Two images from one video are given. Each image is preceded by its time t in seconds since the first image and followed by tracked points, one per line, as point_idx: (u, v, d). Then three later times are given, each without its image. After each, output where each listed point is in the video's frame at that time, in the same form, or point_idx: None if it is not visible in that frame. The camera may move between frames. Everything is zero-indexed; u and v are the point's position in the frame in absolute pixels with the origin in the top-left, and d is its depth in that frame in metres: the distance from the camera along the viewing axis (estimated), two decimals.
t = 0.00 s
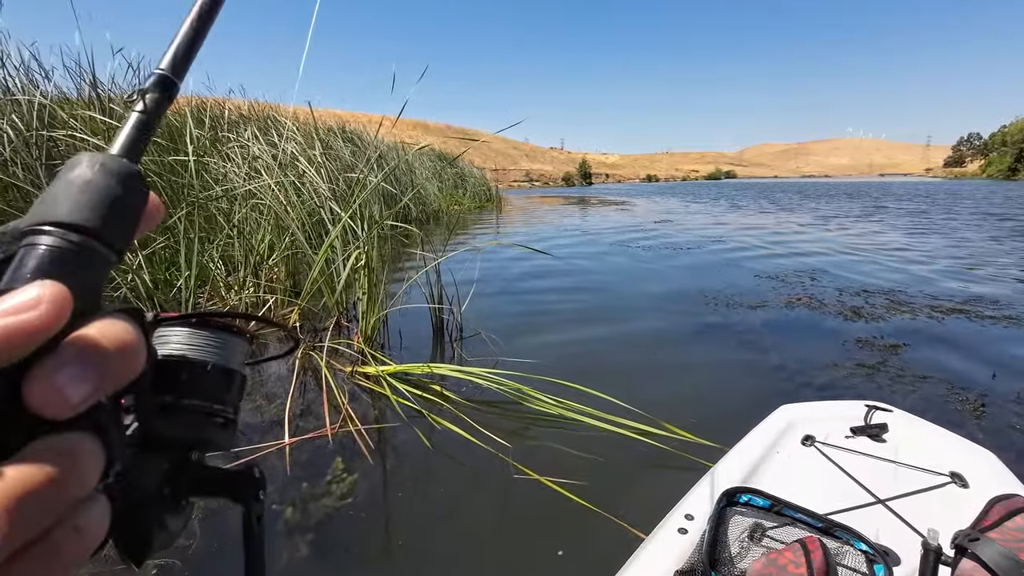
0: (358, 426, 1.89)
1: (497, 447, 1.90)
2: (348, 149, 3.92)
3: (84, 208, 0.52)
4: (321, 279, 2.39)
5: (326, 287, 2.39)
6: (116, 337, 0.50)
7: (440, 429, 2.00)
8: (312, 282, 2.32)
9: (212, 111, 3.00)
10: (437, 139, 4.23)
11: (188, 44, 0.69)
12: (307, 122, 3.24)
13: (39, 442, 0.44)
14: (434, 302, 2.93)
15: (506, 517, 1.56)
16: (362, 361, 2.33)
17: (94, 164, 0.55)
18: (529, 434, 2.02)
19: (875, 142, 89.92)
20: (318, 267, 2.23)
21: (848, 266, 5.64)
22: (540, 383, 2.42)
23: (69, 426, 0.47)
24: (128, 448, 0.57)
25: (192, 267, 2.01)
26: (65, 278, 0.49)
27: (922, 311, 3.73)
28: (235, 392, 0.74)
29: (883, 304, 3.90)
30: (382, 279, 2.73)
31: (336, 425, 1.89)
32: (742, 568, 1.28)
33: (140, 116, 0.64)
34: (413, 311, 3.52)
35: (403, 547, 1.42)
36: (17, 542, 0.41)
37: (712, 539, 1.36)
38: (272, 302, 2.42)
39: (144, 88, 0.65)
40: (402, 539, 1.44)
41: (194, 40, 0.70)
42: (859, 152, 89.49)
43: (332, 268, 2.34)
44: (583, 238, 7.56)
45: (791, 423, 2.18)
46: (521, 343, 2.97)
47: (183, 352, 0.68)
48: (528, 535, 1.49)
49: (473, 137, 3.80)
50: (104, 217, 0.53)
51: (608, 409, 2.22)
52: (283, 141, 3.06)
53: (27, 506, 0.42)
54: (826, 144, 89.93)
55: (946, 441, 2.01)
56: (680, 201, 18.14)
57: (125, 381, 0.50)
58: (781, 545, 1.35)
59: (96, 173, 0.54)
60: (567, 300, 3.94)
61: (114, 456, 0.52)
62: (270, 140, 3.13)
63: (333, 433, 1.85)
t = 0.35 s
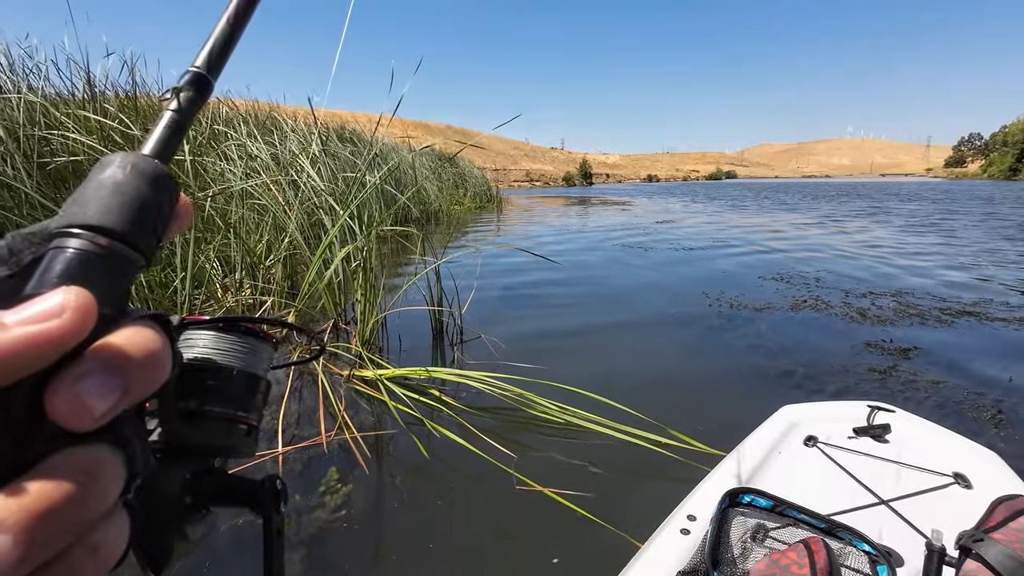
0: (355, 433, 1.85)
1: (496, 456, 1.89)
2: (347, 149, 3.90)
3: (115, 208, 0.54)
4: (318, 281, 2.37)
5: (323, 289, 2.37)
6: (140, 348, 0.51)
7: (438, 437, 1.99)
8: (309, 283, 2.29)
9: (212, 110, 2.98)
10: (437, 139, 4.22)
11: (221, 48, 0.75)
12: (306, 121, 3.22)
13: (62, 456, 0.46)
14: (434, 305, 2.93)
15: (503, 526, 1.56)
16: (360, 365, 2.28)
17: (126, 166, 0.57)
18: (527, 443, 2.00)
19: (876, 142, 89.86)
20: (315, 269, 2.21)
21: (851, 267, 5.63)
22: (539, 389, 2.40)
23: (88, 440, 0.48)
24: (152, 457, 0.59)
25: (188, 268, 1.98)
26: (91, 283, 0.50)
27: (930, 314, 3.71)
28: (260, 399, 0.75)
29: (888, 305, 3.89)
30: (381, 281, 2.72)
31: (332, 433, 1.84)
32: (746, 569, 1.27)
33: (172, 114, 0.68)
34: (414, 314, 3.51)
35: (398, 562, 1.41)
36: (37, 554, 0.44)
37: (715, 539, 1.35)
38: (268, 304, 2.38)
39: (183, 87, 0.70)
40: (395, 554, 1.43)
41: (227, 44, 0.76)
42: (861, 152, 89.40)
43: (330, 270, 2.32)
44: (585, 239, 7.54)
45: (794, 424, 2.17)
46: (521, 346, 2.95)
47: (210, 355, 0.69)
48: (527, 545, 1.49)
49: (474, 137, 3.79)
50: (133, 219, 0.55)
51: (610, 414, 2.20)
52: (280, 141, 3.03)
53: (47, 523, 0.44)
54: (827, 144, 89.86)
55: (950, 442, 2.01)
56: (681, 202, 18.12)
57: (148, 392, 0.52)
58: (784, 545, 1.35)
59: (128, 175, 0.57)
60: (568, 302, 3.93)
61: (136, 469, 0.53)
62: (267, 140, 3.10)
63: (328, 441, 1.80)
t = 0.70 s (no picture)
0: (351, 443, 1.85)
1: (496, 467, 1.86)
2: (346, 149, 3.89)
3: (147, 207, 0.54)
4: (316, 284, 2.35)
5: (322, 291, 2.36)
6: (171, 349, 0.51)
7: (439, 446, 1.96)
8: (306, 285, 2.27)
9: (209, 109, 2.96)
10: (436, 138, 4.21)
11: (252, 42, 0.74)
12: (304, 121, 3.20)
13: (94, 459, 0.46)
14: (434, 308, 2.92)
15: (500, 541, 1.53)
16: (358, 370, 2.29)
17: (158, 165, 0.57)
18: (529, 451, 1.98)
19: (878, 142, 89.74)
20: (312, 272, 2.21)
21: (855, 268, 5.61)
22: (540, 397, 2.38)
23: (119, 443, 0.48)
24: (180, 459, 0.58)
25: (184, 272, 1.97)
26: (122, 282, 0.49)
27: (939, 317, 3.69)
28: (287, 398, 0.73)
29: (897, 308, 3.87)
30: (379, 283, 2.72)
31: (327, 441, 1.84)
32: (750, 570, 1.27)
33: (203, 111, 0.68)
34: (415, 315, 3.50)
35: None
36: (68, 560, 0.44)
37: (719, 540, 1.35)
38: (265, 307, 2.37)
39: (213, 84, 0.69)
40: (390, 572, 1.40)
41: (258, 38, 0.74)
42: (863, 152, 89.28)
43: (328, 271, 2.31)
44: (585, 239, 7.52)
45: (798, 425, 2.16)
46: (522, 349, 2.93)
47: (234, 353, 0.68)
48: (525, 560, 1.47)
49: (472, 135, 3.78)
50: (164, 217, 0.55)
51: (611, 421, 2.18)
52: (277, 141, 3.01)
53: (76, 529, 0.44)
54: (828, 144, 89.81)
55: (954, 443, 2.00)
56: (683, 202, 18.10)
57: (179, 395, 0.52)
58: (789, 546, 1.35)
59: (160, 173, 0.57)
60: (569, 304, 3.92)
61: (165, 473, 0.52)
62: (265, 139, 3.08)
63: (324, 449, 1.80)
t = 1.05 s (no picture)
0: (348, 452, 1.85)
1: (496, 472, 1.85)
2: (345, 149, 3.86)
3: (176, 222, 0.56)
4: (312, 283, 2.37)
5: (318, 292, 2.33)
6: (199, 361, 0.53)
7: (439, 455, 1.94)
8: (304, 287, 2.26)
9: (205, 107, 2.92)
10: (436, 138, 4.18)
11: (279, 56, 0.73)
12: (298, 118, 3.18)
13: (126, 468, 0.47)
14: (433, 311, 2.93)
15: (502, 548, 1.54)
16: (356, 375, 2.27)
17: (187, 180, 0.59)
18: (530, 457, 1.98)
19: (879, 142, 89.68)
20: (309, 274, 2.20)
21: (857, 268, 5.59)
22: (541, 400, 2.37)
23: (148, 454, 0.49)
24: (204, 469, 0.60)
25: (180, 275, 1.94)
26: (155, 294, 0.52)
27: (948, 320, 3.68)
28: (305, 411, 0.77)
29: (903, 311, 3.86)
30: (379, 286, 2.70)
31: (322, 451, 1.84)
32: (752, 569, 1.27)
33: (231, 126, 0.69)
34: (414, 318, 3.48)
35: None
36: (103, 569, 0.45)
37: (721, 539, 1.36)
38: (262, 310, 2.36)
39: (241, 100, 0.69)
40: None
41: (285, 51, 0.74)
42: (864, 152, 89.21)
43: (327, 274, 2.30)
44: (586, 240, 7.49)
45: (800, 425, 2.16)
46: (522, 352, 2.92)
47: (255, 362, 0.71)
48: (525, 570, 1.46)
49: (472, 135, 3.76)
50: (193, 233, 0.57)
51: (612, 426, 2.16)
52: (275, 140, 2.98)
53: (109, 538, 0.45)
54: (829, 145, 89.74)
55: (957, 443, 2.00)
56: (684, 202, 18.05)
57: (206, 406, 0.54)
58: (790, 546, 1.35)
59: (189, 188, 0.59)
60: (570, 305, 3.90)
61: (191, 483, 0.54)
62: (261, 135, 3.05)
63: (319, 461, 1.80)
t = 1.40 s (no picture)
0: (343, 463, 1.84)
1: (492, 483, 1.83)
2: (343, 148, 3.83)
3: (208, 244, 0.59)
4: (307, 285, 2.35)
5: (313, 296, 2.30)
6: (226, 380, 0.56)
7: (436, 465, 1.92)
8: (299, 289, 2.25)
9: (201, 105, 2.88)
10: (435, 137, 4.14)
11: (310, 79, 0.79)
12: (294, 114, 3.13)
13: (153, 488, 0.50)
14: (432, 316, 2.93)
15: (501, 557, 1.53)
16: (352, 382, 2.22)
17: (219, 203, 0.62)
18: (528, 466, 1.97)
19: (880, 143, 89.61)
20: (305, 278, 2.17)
21: (859, 269, 5.57)
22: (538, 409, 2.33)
23: (172, 474, 0.51)
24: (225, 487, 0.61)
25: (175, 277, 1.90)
26: (187, 313, 0.54)
27: (956, 323, 3.66)
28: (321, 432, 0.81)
29: (911, 314, 3.85)
30: (376, 289, 2.69)
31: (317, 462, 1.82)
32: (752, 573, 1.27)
33: (262, 149, 0.73)
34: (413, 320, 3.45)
35: None
36: None
37: (721, 541, 1.35)
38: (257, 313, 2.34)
39: (272, 124, 0.75)
40: None
41: (315, 74, 0.79)
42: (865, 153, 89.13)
43: (324, 277, 2.28)
44: (586, 240, 7.45)
45: (800, 426, 2.16)
46: (521, 356, 2.89)
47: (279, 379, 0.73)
48: None
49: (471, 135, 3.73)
50: (224, 254, 0.59)
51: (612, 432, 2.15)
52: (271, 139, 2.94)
53: (138, 556, 0.47)
54: (830, 145, 89.71)
55: (959, 446, 1.99)
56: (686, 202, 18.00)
57: (229, 425, 0.57)
58: (791, 549, 1.35)
59: (221, 211, 0.62)
60: (570, 307, 3.88)
61: (214, 503, 0.55)
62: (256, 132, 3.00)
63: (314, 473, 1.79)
